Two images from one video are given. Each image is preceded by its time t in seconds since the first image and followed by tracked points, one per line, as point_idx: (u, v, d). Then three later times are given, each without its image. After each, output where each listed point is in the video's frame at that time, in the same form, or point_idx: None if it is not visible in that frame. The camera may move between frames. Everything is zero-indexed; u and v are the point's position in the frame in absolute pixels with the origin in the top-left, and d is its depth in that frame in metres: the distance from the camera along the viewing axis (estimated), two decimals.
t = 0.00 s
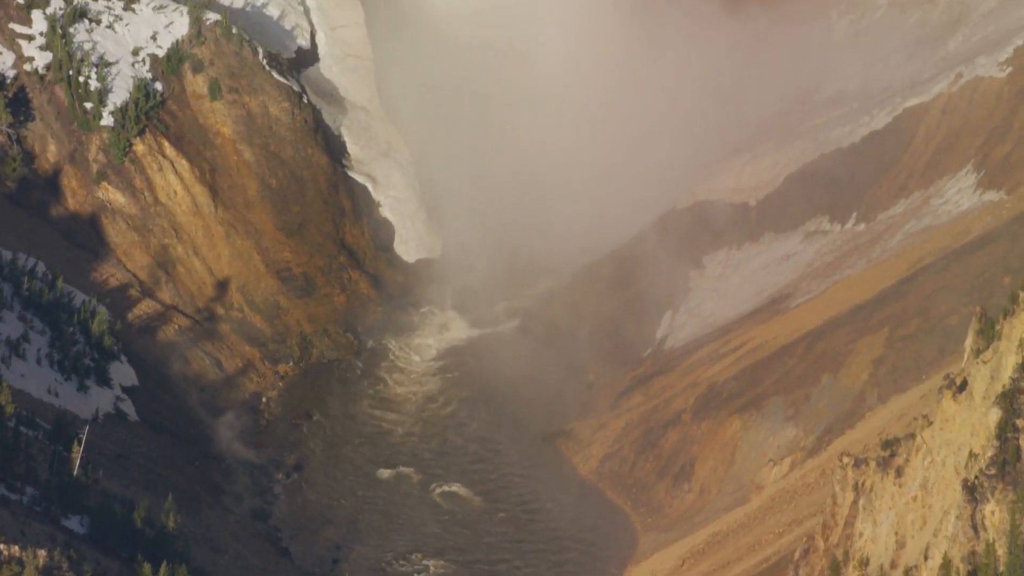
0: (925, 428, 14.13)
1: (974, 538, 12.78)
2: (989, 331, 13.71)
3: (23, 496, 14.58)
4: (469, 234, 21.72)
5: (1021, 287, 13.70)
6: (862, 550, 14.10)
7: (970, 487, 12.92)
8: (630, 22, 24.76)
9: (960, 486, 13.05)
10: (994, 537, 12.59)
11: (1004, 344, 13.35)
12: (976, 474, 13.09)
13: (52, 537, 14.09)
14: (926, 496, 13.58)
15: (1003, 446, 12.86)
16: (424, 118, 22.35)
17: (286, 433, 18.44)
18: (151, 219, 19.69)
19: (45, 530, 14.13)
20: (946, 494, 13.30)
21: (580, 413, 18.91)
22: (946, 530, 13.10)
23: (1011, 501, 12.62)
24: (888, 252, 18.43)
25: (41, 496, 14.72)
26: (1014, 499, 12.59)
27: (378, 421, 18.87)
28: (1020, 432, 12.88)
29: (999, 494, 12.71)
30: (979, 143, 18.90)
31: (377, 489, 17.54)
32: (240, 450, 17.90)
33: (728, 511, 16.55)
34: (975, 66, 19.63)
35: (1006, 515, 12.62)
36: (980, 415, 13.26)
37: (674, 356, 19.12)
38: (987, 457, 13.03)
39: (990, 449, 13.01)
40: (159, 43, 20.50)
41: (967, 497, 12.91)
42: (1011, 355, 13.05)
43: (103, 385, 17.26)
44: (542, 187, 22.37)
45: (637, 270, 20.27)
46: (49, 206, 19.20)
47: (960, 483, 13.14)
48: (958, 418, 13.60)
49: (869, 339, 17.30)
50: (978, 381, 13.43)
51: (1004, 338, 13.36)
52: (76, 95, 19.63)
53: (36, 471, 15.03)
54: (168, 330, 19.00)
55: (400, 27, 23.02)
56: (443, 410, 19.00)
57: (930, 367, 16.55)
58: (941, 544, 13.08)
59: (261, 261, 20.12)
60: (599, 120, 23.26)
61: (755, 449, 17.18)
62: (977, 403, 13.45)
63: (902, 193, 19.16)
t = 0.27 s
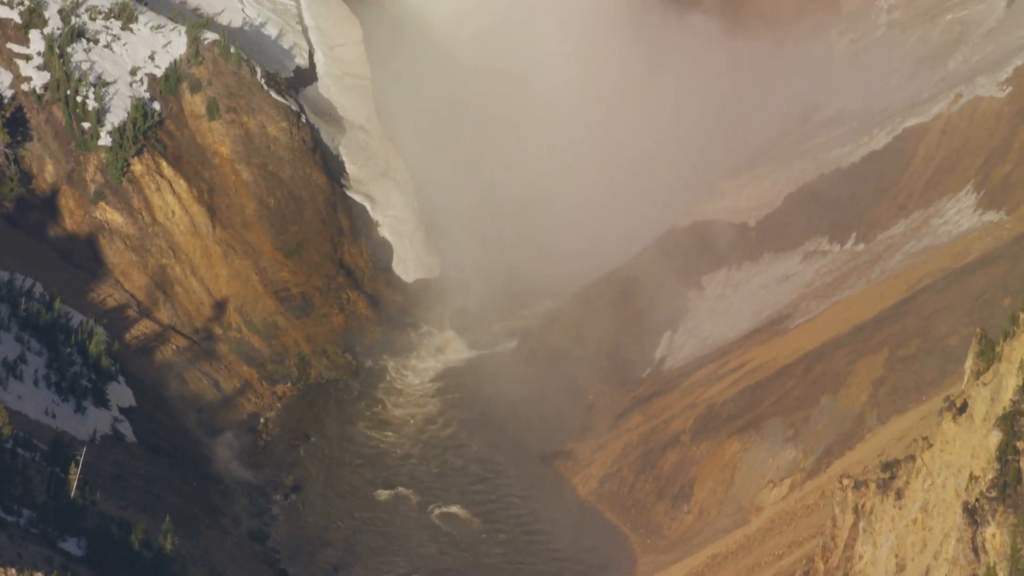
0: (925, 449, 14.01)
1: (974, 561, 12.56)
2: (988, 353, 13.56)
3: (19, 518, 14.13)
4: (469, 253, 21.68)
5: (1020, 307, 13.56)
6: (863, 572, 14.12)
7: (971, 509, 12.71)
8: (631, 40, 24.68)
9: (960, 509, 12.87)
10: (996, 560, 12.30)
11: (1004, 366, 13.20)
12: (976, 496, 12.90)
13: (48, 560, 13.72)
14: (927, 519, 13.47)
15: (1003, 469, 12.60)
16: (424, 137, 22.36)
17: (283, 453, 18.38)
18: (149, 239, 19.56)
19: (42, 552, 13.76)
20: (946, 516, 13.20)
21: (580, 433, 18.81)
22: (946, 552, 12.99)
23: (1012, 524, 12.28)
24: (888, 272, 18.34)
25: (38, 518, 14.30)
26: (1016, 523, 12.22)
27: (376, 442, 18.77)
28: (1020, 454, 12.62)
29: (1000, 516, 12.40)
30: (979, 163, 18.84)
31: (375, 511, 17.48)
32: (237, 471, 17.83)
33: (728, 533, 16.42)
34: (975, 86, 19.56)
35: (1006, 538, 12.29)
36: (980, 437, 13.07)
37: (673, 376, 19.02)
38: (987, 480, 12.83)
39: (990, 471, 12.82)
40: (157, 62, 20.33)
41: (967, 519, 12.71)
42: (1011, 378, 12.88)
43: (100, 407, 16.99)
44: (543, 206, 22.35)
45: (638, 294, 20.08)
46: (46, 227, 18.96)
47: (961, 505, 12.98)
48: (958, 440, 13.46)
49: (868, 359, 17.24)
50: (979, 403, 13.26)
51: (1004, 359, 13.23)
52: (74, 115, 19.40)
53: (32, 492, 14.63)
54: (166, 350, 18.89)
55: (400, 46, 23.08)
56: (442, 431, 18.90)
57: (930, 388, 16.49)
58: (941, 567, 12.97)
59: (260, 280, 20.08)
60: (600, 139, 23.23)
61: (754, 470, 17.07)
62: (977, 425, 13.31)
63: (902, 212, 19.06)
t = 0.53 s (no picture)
0: (925, 476, 14.18)
1: None
2: (989, 378, 13.79)
3: (16, 544, 13.90)
4: (466, 280, 21.62)
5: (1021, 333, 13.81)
6: None
7: (972, 535, 12.98)
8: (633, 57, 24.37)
9: (961, 534, 13.12)
10: None
11: (1004, 392, 13.39)
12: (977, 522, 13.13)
13: None
14: (927, 544, 13.64)
15: (1004, 495, 12.83)
16: (421, 161, 22.24)
17: (281, 477, 18.22)
18: (146, 261, 19.34)
19: None
20: (947, 542, 13.38)
21: (579, 457, 18.71)
22: None
23: (1014, 550, 12.53)
24: (887, 296, 18.29)
25: (34, 544, 14.05)
26: (1016, 549, 12.48)
27: (374, 468, 18.63)
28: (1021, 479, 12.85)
29: (1001, 542, 12.67)
30: (979, 186, 18.83)
31: (373, 536, 17.33)
32: (235, 495, 17.54)
33: (729, 558, 16.38)
34: (974, 109, 19.52)
35: (1008, 564, 12.56)
36: (980, 463, 13.27)
37: (672, 399, 18.92)
38: (988, 505, 13.05)
39: (991, 497, 13.02)
40: (155, 85, 20.12)
41: (969, 545, 12.98)
42: (1012, 403, 13.08)
43: (97, 431, 16.73)
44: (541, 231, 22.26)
45: (638, 315, 20.08)
46: (43, 249, 18.61)
47: (961, 531, 13.20)
48: (958, 465, 13.62)
49: (869, 383, 17.14)
50: (979, 428, 13.44)
51: (1004, 386, 13.41)
52: (72, 137, 19.16)
53: (29, 517, 14.38)
54: (164, 374, 18.59)
55: (398, 69, 22.91)
56: (441, 456, 18.78)
57: (931, 412, 16.36)
58: None
59: (257, 304, 19.95)
60: (600, 160, 23.05)
61: (754, 495, 16.95)
62: (977, 450, 13.47)
63: (902, 236, 18.99)
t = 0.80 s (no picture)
0: (926, 496, 14.42)
1: None
2: (991, 399, 13.92)
3: (14, 564, 13.56)
4: (465, 300, 21.75)
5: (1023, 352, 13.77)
6: None
7: (973, 557, 13.24)
8: (631, 80, 24.62)
9: (962, 556, 13.37)
10: None
11: (1006, 412, 13.52)
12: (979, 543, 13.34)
13: None
14: (928, 565, 13.89)
15: (1006, 516, 13.03)
16: (422, 181, 22.30)
17: (281, 497, 17.82)
18: (144, 281, 18.81)
19: None
20: (948, 563, 13.59)
21: (579, 476, 18.43)
22: None
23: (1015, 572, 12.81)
24: (888, 315, 18.19)
25: (32, 565, 13.74)
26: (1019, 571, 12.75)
27: (374, 488, 18.32)
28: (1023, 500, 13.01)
29: (1002, 564, 12.94)
30: (980, 205, 18.73)
31: (366, 554, 16.86)
32: (234, 515, 17.14)
33: None
34: (974, 127, 19.32)
35: None
36: (983, 484, 13.45)
37: (672, 419, 18.75)
38: (990, 527, 13.24)
39: (994, 519, 13.19)
40: (154, 103, 19.56)
41: (970, 567, 13.25)
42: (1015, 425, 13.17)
43: (95, 451, 16.18)
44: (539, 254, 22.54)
45: (640, 333, 19.99)
46: (41, 269, 18.07)
47: (963, 552, 13.41)
48: (960, 486, 13.79)
49: (870, 404, 16.95)
50: (980, 449, 13.61)
51: (1006, 406, 13.55)
52: (70, 155, 18.49)
53: (27, 538, 14.00)
54: (161, 393, 18.23)
55: (399, 88, 22.98)
56: (442, 476, 18.55)
57: (932, 433, 16.16)
58: None
59: (256, 322, 19.54)
60: (596, 184, 23.37)
61: (755, 515, 16.70)
62: (979, 471, 13.64)
63: (903, 254, 18.95)
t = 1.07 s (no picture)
0: (929, 516, 14.32)
1: None
2: (994, 419, 13.91)
3: None
4: (463, 319, 21.65)
5: None
6: None
7: None
8: (631, 98, 24.59)
9: None
10: None
11: (1009, 432, 13.57)
12: (981, 564, 13.37)
13: None
14: None
15: (1009, 538, 13.15)
16: (421, 198, 22.25)
17: (280, 516, 17.63)
18: (144, 299, 18.52)
19: None
20: None
21: (580, 494, 18.34)
22: None
23: None
24: (889, 334, 18.12)
25: None
26: None
27: (374, 508, 18.20)
28: None
29: None
30: (982, 223, 18.70)
31: None
32: (234, 535, 16.95)
33: None
34: (975, 146, 19.29)
35: None
36: (985, 504, 13.50)
37: (673, 438, 18.63)
38: (992, 547, 13.32)
39: (995, 540, 13.29)
40: (154, 121, 19.25)
41: None
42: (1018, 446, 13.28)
43: (94, 470, 16.03)
44: (538, 272, 22.44)
45: (641, 351, 19.95)
46: (41, 287, 17.71)
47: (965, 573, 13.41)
48: (963, 506, 13.79)
49: (872, 423, 16.91)
50: (983, 469, 13.63)
51: (1009, 426, 13.59)
52: (70, 174, 18.18)
53: (26, 558, 14.00)
54: (161, 412, 17.96)
55: (400, 104, 22.92)
56: (443, 496, 18.44)
57: (934, 452, 16.13)
58: None
59: (256, 340, 19.36)
60: (595, 203, 23.30)
61: (756, 535, 16.61)
62: (981, 491, 13.68)
63: (904, 272, 18.89)
